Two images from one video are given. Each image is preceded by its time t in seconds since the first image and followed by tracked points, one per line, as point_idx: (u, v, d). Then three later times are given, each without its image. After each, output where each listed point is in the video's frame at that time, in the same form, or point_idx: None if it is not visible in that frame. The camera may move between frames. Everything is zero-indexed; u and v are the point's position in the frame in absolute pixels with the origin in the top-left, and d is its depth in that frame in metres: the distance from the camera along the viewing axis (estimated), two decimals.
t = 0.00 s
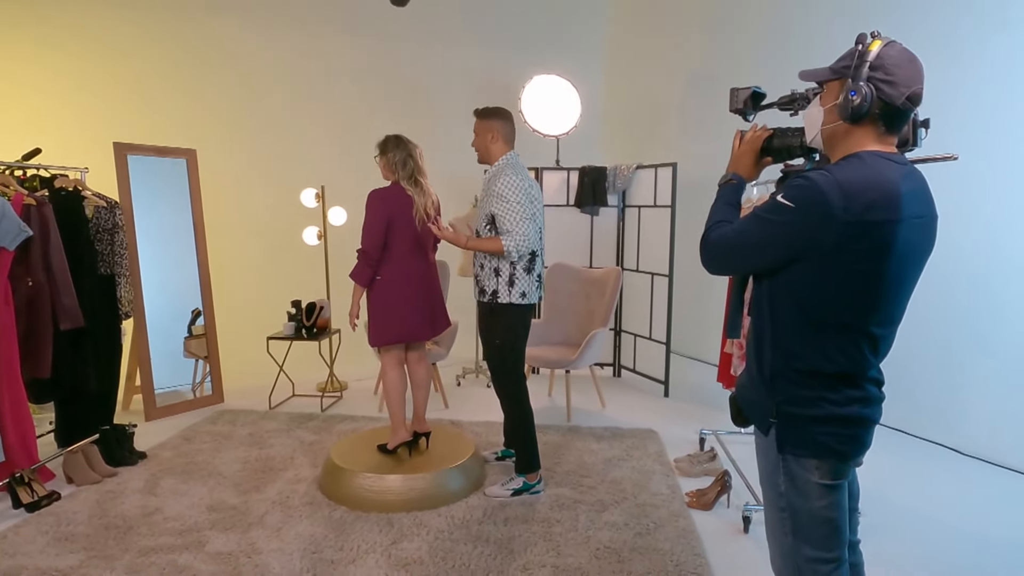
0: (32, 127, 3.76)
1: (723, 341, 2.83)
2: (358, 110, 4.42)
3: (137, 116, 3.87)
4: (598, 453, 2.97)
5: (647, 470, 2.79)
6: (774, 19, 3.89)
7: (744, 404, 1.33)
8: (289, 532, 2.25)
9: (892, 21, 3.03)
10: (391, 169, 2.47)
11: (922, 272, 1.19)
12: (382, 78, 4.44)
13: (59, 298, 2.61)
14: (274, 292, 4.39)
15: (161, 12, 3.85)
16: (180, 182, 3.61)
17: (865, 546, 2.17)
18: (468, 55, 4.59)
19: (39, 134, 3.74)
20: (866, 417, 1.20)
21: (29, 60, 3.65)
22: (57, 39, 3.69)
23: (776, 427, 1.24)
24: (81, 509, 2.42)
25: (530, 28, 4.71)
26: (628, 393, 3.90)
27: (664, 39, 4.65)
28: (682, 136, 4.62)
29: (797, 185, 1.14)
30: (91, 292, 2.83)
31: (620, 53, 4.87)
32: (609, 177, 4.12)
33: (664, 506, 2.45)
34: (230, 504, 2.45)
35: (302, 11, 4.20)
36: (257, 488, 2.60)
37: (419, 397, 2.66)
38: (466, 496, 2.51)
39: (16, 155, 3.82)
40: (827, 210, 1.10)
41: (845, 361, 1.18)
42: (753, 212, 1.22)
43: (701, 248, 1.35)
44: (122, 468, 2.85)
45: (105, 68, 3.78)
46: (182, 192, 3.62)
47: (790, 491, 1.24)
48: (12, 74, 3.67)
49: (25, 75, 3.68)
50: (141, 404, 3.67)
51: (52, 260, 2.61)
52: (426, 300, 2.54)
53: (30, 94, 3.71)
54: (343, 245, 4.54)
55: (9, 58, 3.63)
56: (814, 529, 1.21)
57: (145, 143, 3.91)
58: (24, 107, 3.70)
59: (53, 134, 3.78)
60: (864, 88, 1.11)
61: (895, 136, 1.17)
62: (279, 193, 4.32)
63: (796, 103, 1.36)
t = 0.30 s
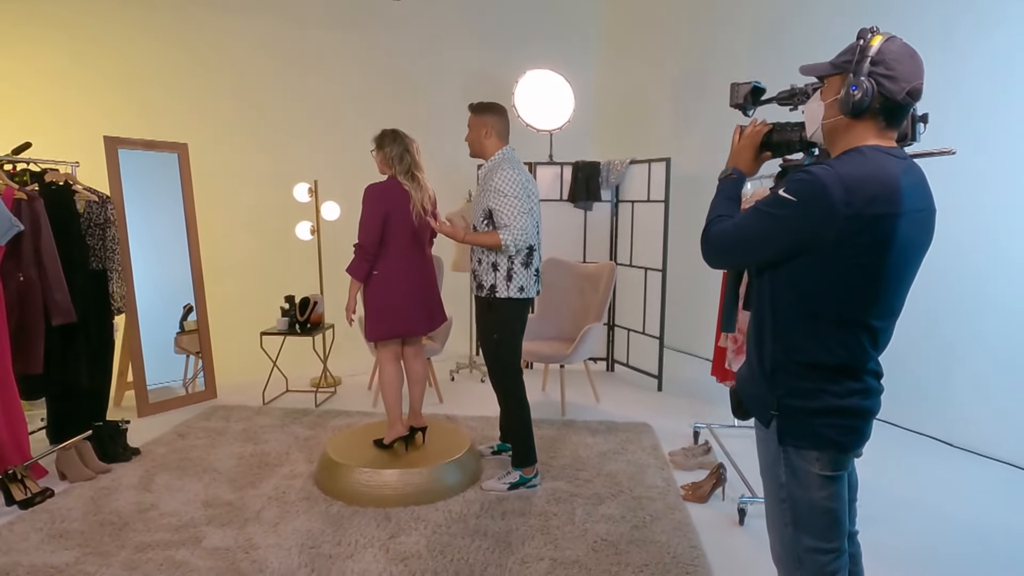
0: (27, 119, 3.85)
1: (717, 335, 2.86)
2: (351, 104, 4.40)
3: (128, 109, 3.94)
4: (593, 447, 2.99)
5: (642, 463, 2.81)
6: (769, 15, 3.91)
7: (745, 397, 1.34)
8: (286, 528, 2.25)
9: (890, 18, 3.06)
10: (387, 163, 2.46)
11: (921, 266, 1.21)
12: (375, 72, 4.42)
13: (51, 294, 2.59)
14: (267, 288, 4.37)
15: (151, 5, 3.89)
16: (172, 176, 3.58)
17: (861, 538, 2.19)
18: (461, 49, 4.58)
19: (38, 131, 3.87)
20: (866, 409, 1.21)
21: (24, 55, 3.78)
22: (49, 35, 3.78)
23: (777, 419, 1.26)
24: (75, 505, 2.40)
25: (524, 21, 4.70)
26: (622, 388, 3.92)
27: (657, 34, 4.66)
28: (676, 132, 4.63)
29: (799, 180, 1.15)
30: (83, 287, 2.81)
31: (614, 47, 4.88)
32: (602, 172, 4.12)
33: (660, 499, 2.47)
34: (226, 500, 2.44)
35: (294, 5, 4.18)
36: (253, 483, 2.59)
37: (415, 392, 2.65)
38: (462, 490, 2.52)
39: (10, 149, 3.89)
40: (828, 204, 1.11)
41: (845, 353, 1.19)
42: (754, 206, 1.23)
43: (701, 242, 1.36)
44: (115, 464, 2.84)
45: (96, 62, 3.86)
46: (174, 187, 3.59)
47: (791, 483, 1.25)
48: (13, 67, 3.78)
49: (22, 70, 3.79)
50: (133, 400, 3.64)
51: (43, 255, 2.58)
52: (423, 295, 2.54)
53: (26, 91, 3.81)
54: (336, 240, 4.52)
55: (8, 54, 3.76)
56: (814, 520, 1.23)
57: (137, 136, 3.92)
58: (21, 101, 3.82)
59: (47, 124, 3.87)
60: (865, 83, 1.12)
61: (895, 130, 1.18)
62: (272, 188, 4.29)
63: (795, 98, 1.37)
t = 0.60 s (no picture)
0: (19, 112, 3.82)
1: (715, 329, 2.88)
2: (347, 99, 4.37)
3: (121, 102, 3.90)
4: (592, 441, 3.00)
5: (641, 457, 2.82)
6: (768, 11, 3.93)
7: (751, 391, 1.35)
8: (287, 523, 2.24)
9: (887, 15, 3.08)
10: (387, 158, 2.46)
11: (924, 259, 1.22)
12: (371, 66, 4.39)
13: (46, 289, 2.56)
14: (262, 283, 4.35)
15: None
16: (166, 171, 3.55)
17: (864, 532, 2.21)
18: (457, 43, 4.56)
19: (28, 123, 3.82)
20: (871, 402, 1.23)
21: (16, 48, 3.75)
22: (43, 27, 3.75)
23: (783, 412, 1.27)
24: (73, 502, 2.38)
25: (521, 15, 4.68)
26: (619, 382, 3.93)
27: (654, 29, 4.66)
28: (672, 127, 4.64)
29: (807, 174, 1.16)
30: (78, 283, 2.79)
31: (609, 43, 4.88)
32: (598, 167, 4.14)
33: (660, 493, 2.49)
34: (225, 496, 2.44)
35: None
36: (252, 479, 2.59)
37: (415, 388, 2.65)
38: (463, 485, 2.52)
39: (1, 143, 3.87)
40: (837, 198, 1.12)
41: (851, 347, 1.20)
42: (761, 200, 1.24)
43: (706, 236, 1.36)
44: (113, 460, 2.82)
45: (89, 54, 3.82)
46: (168, 182, 3.57)
47: (797, 476, 1.27)
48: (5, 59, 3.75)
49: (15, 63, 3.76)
50: (129, 396, 3.62)
51: (38, 250, 2.56)
52: (423, 289, 2.54)
53: (15, 84, 3.78)
54: (332, 235, 4.50)
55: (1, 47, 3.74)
56: (820, 511, 1.24)
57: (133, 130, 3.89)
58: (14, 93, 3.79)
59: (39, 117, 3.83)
60: (871, 77, 1.12)
61: (900, 125, 1.19)
62: (267, 183, 4.27)
63: (799, 92, 1.37)
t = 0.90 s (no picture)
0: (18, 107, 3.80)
1: (717, 324, 2.89)
2: (346, 95, 4.35)
3: (118, 96, 3.86)
4: (594, 436, 3.00)
5: (644, 452, 2.83)
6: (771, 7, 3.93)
7: (762, 384, 1.36)
8: (292, 519, 2.24)
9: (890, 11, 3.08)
10: (391, 154, 2.45)
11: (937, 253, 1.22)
12: (371, 62, 4.37)
13: (46, 284, 2.54)
14: (261, 280, 4.34)
15: None
16: (165, 166, 3.53)
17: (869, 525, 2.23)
18: (457, 39, 4.54)
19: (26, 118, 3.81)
20: (884, 394, 1.23)
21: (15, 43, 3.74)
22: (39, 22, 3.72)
23: (796, 406, 1.27)
24: (76, 499, 2.37)
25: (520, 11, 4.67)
26: (619, 378, 3.94)
27: (653, 25, 4.65)
28: (671, 123, 4.64)
29: (821, 167, 1.16)
30: (78, 279, 2.77)
31: (608, 38, 4.87)
32: (598, 163, 4.12)
33: (663, 487, 2.50)
34: (229, 492, 2.43)
35: None
36: (255, 475, 2.58)
37: (418, 383, 2.65)
38: (466, 480, 2.53)
39: None
40: (851, 191, 1.12)
41: (864, 340, 1.21)
42: (774, 194, 1.24)
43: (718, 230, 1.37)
44: (114, 457, 2.81)
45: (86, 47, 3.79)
46: (168, 178, 3.55)
47: (809, 469, 1.27)
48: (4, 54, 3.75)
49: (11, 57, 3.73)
50: (128, 393, 3.60)
51: (39, 246, 2.54)
52: (427, 285, 2.53)
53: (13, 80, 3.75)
54: (331, 231, 4.49)
55: None
56: (832, 504, 1.25)
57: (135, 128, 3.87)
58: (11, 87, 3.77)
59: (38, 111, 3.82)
60: (886, 71, 1.13)
61: (913, 118, 1.19)
62: (266, 179, 4.25)
63: (811, 87, 1.39)
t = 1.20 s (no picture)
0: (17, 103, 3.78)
1: (722, 319, 2.90)
2: (347, 91, 4.34)
3: (116, 92, 3.81)
4: (598, 432, 3.01)
5: (649, 447, 2.84)
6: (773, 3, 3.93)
7: (775, 377, 1.36)
8: (300, 515, 2.24)
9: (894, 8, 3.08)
10: (397, 149, 2.45)
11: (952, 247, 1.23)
12: (371, 57, 4.36)
13: (50, 283, 2.54)
14: (263, 277, 4.33)
15: None
16: (166, 163, 3.52)
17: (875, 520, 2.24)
18: (458, 35, 4.53)
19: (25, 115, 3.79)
20: (898, 388, 1.24)
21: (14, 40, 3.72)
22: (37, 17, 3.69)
23: (810, 399, 1.28)
24: (82, 496, 2.37)
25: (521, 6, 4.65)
26: (621, 374, 3.94)
27: (654, 20, 4.64)
28: (672, 119, 4.63)
29: (837, 161, 1.16)
30: (81, 276, 2.76)
31: (609, 34, 4.86)
32: (600, 159, 4.10)
33: (669, 482, 2.50)
34: (235, 489, 2.43)
35: None
36: (261, 472, 2.58)
37: (423, 379, 2.65)
38: (473, 476, 2.53)
39: None
40: (868, 185, 1.13)
41: (878, 334, 1.21)
42: (789, 188, 1.24)
43: (733, 224, 1.37)
44: (119, 454, 2.81)
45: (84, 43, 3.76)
46: (169, 174, 3.54)
47: (823, 462, 1.28)
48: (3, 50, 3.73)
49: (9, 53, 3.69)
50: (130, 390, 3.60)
51: (42, 242, 2.53)
52: (433, 281, 2.53)
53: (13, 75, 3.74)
54: (333, 228, 4.47)
55: None
56: (846, 497, 1.25)
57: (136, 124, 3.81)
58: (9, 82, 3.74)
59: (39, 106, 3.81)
60: (903, 65, 1.15)
61: (928, 113, 1.21)
62: (267, 175, 4.24)
63: (825, 81, 1.42)
